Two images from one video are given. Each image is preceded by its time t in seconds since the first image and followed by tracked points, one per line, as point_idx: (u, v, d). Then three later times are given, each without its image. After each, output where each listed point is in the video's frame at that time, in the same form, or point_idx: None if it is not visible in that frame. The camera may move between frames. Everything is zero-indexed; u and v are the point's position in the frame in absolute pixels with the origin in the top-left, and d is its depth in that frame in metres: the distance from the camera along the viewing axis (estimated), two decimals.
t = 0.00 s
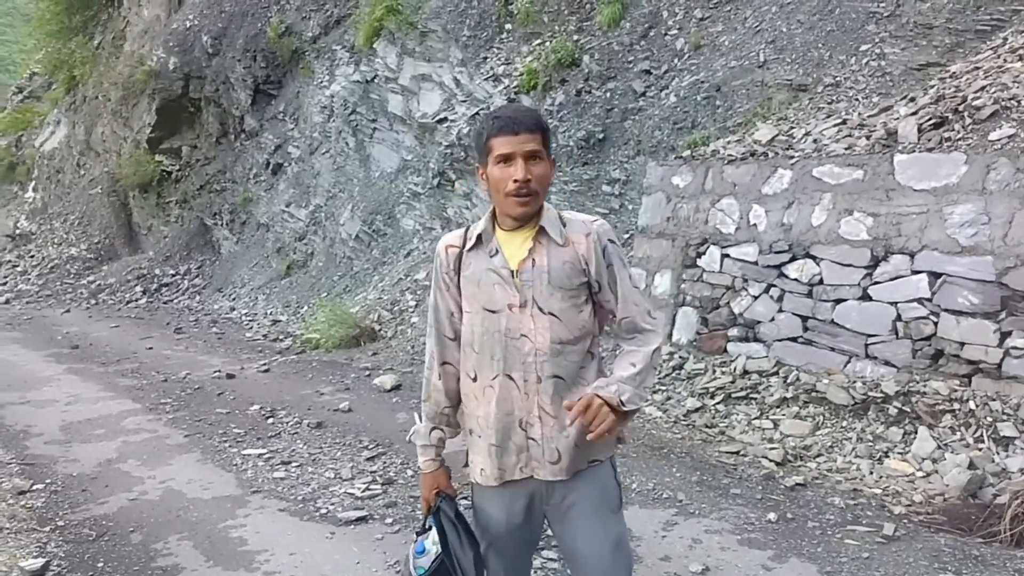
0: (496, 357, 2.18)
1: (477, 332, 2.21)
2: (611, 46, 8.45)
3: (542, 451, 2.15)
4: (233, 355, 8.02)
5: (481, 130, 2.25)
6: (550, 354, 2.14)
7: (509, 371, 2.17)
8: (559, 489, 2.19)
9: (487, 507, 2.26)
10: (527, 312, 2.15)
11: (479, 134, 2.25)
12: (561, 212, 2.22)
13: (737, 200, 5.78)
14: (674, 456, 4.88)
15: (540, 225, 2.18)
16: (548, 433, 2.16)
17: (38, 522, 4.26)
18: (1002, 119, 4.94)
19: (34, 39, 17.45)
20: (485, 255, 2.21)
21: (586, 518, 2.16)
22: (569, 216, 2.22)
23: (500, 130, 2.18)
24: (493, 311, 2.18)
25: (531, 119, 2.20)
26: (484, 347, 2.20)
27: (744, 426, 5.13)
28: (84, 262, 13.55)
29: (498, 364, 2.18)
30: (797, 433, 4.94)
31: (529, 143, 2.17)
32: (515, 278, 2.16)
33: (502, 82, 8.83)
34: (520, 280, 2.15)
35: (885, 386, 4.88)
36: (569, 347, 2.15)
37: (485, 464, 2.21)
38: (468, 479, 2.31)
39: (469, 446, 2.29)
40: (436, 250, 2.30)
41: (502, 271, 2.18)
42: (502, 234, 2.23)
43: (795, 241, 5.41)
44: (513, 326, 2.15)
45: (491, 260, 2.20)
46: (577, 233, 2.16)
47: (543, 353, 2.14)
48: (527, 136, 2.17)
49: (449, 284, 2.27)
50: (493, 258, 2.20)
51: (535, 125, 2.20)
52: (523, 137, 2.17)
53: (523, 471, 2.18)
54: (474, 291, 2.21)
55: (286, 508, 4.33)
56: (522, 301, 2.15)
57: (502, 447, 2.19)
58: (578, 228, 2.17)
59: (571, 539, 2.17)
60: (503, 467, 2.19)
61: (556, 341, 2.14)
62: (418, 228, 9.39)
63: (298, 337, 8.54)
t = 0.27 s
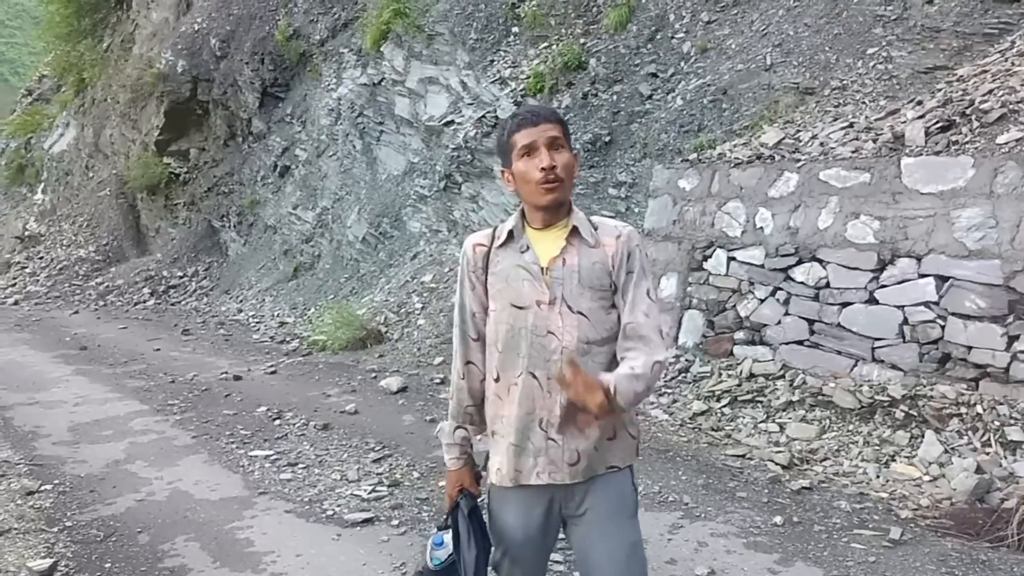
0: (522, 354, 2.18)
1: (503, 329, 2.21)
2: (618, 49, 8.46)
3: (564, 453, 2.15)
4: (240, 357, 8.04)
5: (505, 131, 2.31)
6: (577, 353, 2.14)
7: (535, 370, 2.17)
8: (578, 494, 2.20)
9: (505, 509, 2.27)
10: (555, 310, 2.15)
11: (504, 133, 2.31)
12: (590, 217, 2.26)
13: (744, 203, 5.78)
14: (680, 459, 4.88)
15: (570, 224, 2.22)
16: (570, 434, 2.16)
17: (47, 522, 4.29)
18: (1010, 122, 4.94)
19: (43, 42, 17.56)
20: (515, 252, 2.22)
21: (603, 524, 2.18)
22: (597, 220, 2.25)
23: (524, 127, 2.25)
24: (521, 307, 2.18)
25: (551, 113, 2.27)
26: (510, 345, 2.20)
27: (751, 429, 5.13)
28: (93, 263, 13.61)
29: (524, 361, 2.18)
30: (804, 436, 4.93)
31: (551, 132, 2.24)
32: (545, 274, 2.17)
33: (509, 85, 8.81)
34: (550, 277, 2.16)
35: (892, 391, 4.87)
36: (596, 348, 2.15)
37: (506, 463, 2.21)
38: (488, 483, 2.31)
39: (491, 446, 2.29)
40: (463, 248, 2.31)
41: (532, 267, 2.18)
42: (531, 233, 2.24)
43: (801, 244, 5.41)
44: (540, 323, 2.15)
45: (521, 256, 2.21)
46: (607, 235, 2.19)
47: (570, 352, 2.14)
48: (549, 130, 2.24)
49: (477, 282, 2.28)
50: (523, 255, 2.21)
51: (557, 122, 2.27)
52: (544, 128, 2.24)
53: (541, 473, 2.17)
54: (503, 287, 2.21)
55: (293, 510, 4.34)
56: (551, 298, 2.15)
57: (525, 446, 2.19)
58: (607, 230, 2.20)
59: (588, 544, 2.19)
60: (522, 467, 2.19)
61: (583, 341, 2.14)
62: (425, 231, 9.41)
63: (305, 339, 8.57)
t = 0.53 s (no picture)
0: (528, 356, 2.18)
1: (508, 332, 2.21)
2: (622, 50, 8.46)
3: (572, 453, 2.15)
4: (244, 358, 8.06)
5: (516, 138, 2.22)
6: (583, 354, 2.14)
7: (541, 371, 2.17)
8: (584, 494, 2.20)
9: (512, 511, 2.26)
10: (561, 311, 2.15)
11: (517, 141, 2.22)
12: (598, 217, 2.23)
13: (748, 205, 5.77)
14: (684, 461, 4.88)
15: (577, 228, 2.20)
16: (580, 433, 2.16)
17: (51, 523, 4.30)
18: (1015, 124, 4.92)
19: (49, 44, 17.63)
20: (519, 255, 2.22)
21: (608, 524, 2.17)
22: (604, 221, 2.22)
23: (538, 142, 2.15)
24: (527, 309, 2.18)
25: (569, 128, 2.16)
26: (516, 347, 2.19)
27: (755, 431, 5.12)
28: (97, 264, 13.65)
29: (531, 363, 2.18)
30: (808, 438, 4.92)
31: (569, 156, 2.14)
32: (551, 276, 2.17)
33: (514, 86, 8.84)
34: (556, 279, 2.16)
35: (896, 393, 4.85)
36: (602, 349, 2.16)
37: (516, 465, 2.21)
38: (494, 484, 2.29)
39: (496, 449, 2.29)
40: (468, 252, 2.31)
41: (537, 270, 2.18)
42: (537, 235, 2.23)
43: (806, 246, 5.40)
44: (547, 325, 2.15)
45: (526, 260, 2.20)
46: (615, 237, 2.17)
47: (577, 353, 2.14)
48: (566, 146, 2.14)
49: (482, 285, 2.28)
50: (528, 257, 2.21)
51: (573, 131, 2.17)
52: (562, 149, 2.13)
53: (551, 473, 2.17)
54: (508, 290, 2.21)
55: (296, 511, 4.35)
56: (556, 299, 2.15)
57: (533, 448, 2.19)
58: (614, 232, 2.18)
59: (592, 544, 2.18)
60: (533, 469, 2.19)
61: (589, 341, 2.14)
62: (429, 232, 9.41)
63: (308, 340, 8.57)
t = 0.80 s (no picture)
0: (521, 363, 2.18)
1: (500, 339, 2.20)
2: (625, 51, 8.46)
3: (568, 457, 2.16)
4: (247, 358, 8.06)
5: (497, 138, 2.26)
6: (574, 360, 2.13)
7: (534, 378, 2.17)
8: (581, 494, 2.19)
9: (513, 512, 2.26)
10: (549, 319, 2.14)
11: (497, 141, 2.26)
12: (583, 218, 2.21)
13: (751, 205, 5.77)
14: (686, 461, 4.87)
15: (561, 230, 2.18)
16: (576, 437, 2.15)
17: (53, 522, 4.30)
18: (1019, 125, 4.92)
19: (53, 44, 17.67)
20: (506, 262, 2.21)
21: (607, 527, 2.17)
22: (591, 222, 2.20)
23: (516, 138, 2.19)
24: (515, 318, 2.17)
25: (546, 122, 2.21)
26: (508, 355, 2.19)
27: (757, 432, 5.11)
28: (100, 265, 13.66)
29: (524, 370, 2.18)
30: (811, 439, 4.92)
31: (545, 148, 2.18)
32: (537, 284, 2.16)
33: (516, 87, 8.84)
34: (542, 287, 2.15)
35: (899, 393, 4.85)
36: (593, 353, 2.14)
37: (514, 469, 2.21)
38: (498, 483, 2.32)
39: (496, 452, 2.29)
40: (459, 258, 2.31)
41: (523, 278, 2.17)
42: (523, 240, 2.22)
43: (808, 247, 5.39)
44: (535, 334, 2.15)
45: (512, 267, 2.19)
46: (601, 239, 2.15)
47: (568, 360, 2.13)
48: (542, 140, 2.18)
49: (474, 292, 2.28)
50: (514, 265, 2.19)
51: (551, 130, 2.20)
52: (539, 143, 2.18)
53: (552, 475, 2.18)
54: (497, 298, 2.21)
55: (298, 511, 4.35)
56: (544, 307, 2.14)
57: (530, 453, 2.19)
58: (601, 234, 2.15)
59: (591, 544, 2.19)
60: (532, 472, 2.20)
61: (580, 347, 2.13)
62: (431, 232, 9.41)
63: (311, 340, 8.58)
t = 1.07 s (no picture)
0: (518, 366, 2.17)
1: (496, 342, 2.19)
2: (623, 49, 8.46)
3: (566, 457, 2.16)
4: (244, 356, 8.06)
5: (484, 145, 2.24)
6: (573, 359, 2.15)
7: (533, 379, 2.17)
8: (577, 491, 2.20)
9: (508, 514, 2.26)
10: (549, 319, 2.14)
11: (484, 147, 2.24)
12: (573, 218, 2.26)
13: (749, 203, 5.77)
14: (683, 459, 4.87)
15: (555, 232, 2.21)
16: (575, 436, 2.17)
17: (50, 520, 4.30)
18: (1016, 123, 4.92)
19: (51, 41, 17.65)
20: (502, 264, 2.20)
21: (604, 522, 2.18)
22: (580, 221, 2.25)
23: (504, 146, 2.19)
24: (513, 319, 2.16)
25: (535, 131, 2.20)
26: (505, 357, 2.19)
27: (754, 430, 5.12)
28: (98, 262, 13.65)
29: (521, 372, 2.17)
30: (807, 437, 4.92)
31: (534, 158, 2.18)
32: (535, 285, 2.16)
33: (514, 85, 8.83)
34: (541, 288, 2.15)
35: (896, 391, 4.86)
36: (592, 351, 2.17)
37: (512, 472, 2.21)
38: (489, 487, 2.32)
39: (490, 455, 2.29)
40: (448, 263, 2.28)
41: (522, 279, 2.17)
42: (515, 244, 2.22)
43: (806, 245, 5.40)
44: (535, 335, 2.15)
45: (508, 269, 2.18)
46: (595, 238, 2.21)
47: (568, 359, 2.14)
48: (532, 149, 2.18)
49: (466, 295, 2.26)
50: (510, 267, 2.19)
51: (539, 133, 2.20)
52: (529, 152, 2.18)
53: (549, 481, 2.17)
54: (492, 300, 2.20)
55: (296, 508, 4.35)
56: (543, 308, 2.15)
57: (528, 455, 2.18)
58: (594, 233, 2.22)
59: (589, 543, 2.19)
60: (530, 476, 2.19)
61: (579, 345, 2.15)
62: (429, 230, 9.42)
63: (308, 338, 8.58)
